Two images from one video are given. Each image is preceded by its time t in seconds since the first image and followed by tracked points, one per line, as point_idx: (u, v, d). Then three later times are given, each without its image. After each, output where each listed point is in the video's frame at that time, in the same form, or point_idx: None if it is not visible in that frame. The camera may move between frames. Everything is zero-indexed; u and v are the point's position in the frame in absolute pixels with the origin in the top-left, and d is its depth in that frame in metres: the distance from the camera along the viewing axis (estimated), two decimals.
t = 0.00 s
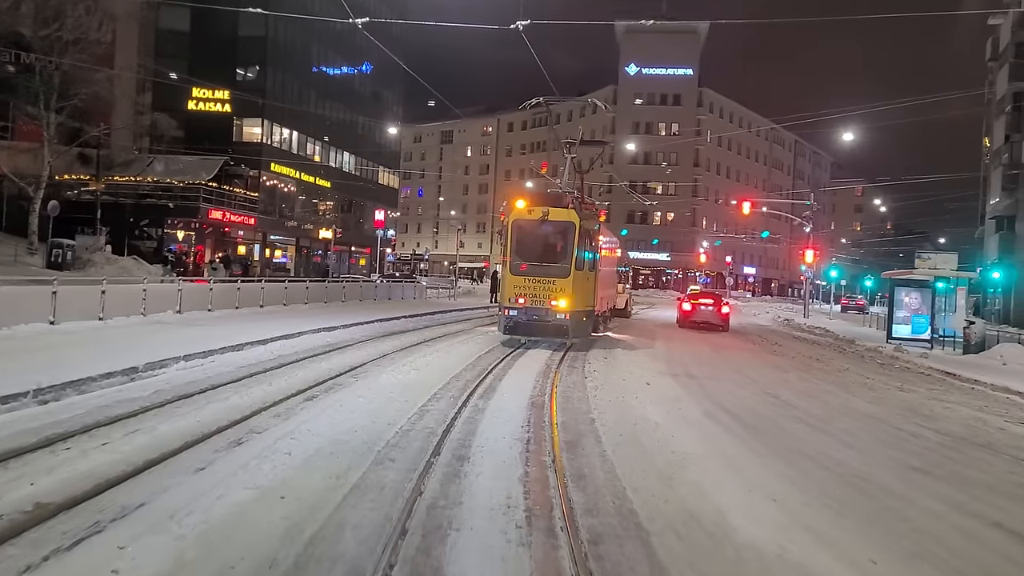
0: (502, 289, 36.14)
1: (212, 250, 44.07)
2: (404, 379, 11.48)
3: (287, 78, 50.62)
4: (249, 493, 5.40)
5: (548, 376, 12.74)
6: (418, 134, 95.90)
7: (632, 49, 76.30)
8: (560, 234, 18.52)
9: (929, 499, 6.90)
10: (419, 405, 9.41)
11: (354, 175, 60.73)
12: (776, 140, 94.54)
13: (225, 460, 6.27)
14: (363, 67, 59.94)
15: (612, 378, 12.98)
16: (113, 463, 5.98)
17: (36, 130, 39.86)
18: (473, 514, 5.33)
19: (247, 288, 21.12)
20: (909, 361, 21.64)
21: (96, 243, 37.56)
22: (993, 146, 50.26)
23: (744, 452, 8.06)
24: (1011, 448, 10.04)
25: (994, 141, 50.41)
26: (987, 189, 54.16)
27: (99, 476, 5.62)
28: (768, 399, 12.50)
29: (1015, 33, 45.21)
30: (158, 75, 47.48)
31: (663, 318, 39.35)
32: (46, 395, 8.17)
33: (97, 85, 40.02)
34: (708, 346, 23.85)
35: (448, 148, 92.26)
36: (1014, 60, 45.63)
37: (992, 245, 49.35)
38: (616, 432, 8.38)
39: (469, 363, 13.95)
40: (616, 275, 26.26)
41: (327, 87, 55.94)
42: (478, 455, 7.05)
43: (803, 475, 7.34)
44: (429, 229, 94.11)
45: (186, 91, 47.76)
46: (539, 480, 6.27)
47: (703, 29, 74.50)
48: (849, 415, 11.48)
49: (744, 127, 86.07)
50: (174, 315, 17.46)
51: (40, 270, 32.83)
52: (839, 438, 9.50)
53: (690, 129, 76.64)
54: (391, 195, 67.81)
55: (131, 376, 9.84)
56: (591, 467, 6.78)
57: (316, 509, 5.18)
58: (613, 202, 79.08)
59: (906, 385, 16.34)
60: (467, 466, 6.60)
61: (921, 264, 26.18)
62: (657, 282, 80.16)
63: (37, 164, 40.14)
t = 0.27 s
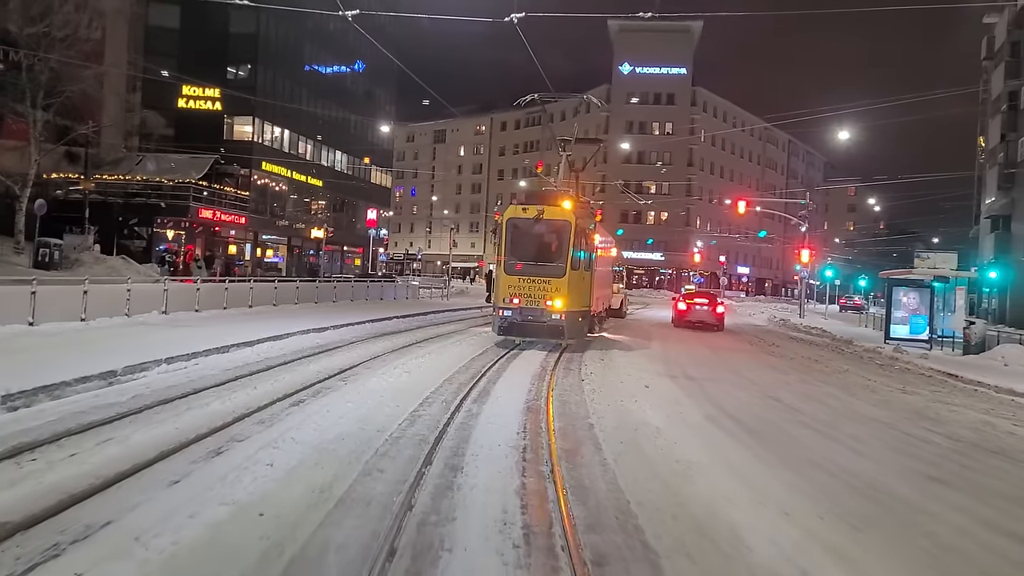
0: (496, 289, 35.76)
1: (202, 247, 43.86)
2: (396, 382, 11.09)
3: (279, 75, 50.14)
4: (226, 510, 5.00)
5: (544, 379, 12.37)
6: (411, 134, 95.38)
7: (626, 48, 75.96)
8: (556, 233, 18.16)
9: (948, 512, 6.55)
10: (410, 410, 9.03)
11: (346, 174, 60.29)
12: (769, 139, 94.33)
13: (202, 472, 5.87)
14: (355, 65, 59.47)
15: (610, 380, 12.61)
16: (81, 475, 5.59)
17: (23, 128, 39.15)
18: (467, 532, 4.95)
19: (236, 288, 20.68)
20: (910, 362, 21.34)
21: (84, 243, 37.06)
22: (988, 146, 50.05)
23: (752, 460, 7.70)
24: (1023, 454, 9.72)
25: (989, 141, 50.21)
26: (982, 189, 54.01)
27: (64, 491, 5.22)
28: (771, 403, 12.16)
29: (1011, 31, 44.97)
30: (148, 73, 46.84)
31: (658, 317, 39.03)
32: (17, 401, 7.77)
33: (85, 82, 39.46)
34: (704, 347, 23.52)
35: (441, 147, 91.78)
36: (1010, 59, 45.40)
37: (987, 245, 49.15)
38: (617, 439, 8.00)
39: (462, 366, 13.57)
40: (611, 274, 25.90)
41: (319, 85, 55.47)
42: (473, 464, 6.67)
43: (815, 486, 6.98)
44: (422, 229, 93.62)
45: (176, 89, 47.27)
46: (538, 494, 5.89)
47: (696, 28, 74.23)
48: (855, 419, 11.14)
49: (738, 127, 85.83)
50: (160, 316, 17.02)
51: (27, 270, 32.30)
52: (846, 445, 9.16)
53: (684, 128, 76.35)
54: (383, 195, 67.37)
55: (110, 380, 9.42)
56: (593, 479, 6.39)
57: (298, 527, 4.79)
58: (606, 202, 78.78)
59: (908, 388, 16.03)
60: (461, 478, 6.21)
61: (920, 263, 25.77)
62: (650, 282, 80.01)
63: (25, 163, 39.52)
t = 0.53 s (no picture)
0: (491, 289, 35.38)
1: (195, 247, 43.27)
2: (388, 386, 10.72)
3: (271, 73, 49.67)
4: (201, 528, 4.63)
5: (541, 382, 12.00)
6: (405, 133, 94.85)
7: (620, 47, 75.65)
8: (552, 232, 17.81)
9: (970, 525, 6.20)
10: (402, 415, 8.66)
11: (339, 173, 59.86)
12: (764, 139, 94.12)
13: (179, 485, 5.49)
14: (349, 64, 59.03)
15: (608, 383, 12.24)
16: (47, 491, 5.19)
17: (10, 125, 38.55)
18: (461, 553, 4.57)
19: (225, 288, 20.28)
20: (911, 363, 21.02)
21: (74, 242, 36.56)
22: (984, 145, 49.76)
23: (760, 468, 7.34)
24: None
25: (985, 140, 49.98)
26: (978, 188, 53.81)
27: (24, 509, 4.82)
28: (775, 407, 11.81)
29: (1007, 30, 44.77)
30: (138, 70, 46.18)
31: (654, 317, 38.70)
32: None
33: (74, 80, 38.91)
34: (702, 348, 23.20)
35: (435, 147, 91.33)
36: (1007, 58, 45.13)
37: (984, 245, 48.91)
38: (618, 447, 7.64)
39: (456, 368, 13.21)
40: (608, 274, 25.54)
41: (312, 84, 55.00)
42: (468, 475, 6.29)
43: (828, 495, 6.63)
44: (416, 229, 93.16)
45: (168, 87, 46.61)
46: (537, 509, 5.53)
47: (691, 27, 73.98)
48: (862, 424, 10.81)
49: (732, 126, 85.59)
50: (146, 317, 16.60)
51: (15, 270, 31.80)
52: (856, 451, 8.81)
53: (679, 128, 76.09)
54: (377, 194, 66.97)
55: (87, 385, 9.02)
56: (594, 491, 6.03)
57: (279, 551, 4.40)
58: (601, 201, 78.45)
59: (912, 390, 15.71)
60: (454, 492, 5.83)
61: (921, 263, 25.36)
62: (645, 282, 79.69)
63: (12, 161, 39.01)
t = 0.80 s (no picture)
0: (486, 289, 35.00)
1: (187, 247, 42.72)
2: (379, 389, 10.36)
3: (263, 71, 49.22)
4: (173, 550, 4.27)
5: (537, 384, 11.65)
6: (399, 132, 94.39)
7: (615, 46, 75.42)
8: (548, 231, 17.47)
9: (993, 536, 5.88)
10: (392, 420, 8.31)
11: (333, 172, 59.46)
12: (759, 139, 93.94)
13: (154, 499, 5.14)
14: (343, 63, 58.63)
15: (606, 386, 11.89)
16: (9, 506, 4.83)
17: None
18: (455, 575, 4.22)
19: (215, 288, 19.90)
20: (912, 364, 20.76)
21: (63, 241, 36.09)
22: (981, 145, 49.56)
23: (768, 477, 7.01)
24: None
25: (982, 140, 49.81)
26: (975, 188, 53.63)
27: None
28: (778, 410, 11.47)
29: (1004, 29, 44.63)
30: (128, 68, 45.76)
31: (650, 318, 38.38)
32: None
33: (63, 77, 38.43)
34: (700, 348, 22.89)
35: (429, 146, 90.87)
36: (1003, 57, 44.95)
37: (980, 245, 48.74)
38: (620, 453, 7.29)
39: (450, 369, 12.85)
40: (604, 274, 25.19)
41: (305, 82, 54.57)
42: (462, 487, 5.94)
43: (841, 506, 6.31)
44: (410, 228, 92.69)
45: (159, 85, 46.27)
46: (536, 522, 5.19)
47: (686, 26, 73.73)
48: (869, 428, 10.50)
49: (727, 126, 85.39)
50: (132, 317, 16.20)
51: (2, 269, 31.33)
52: (866, 457, 8.49)
53: (674, 127, 75.84)
54: (371, 193, 66.57)
55: (65, 390, 8.63)
56: (595, 504, 5.70)
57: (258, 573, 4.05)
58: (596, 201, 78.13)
59: (916, 392, 15.40)
60: (448, 505, 5.48)
61: (921, 263, 25.01)
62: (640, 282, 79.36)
63: None
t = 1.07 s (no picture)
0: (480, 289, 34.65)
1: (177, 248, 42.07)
2: (371, 392, 9.99)
3: (256, 70, 48.77)
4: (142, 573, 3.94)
5: (534, 388, 11.28)
6: (392, 132, 93.94)
7: (610, 45, 75.11)
8: (545, 230, 17.12)
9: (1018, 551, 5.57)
10: (384, 427, 7.95)
11: (326, 171, 59.07)
12: (753, 138, 93.70)
13: (127, 515, 4.81)
14: (336, 62, 58.22)
15: (605, 389, 11.54)
16: None
17: None
18: None
19: (204, 288, 19.52)
20: (912, 365, 20.49)
21: (53, 241, 35.64)
22: (977, 144, 49.38)
23: (778, 486, 6.68)
24: None
25: (978, 139, 49.63)
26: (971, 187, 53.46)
27: None
28: (780, 413, 11.16)
29: (1001, 28, 44.44)
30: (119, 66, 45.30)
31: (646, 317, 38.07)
32: None
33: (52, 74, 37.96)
34: (698, 349, 22.57)
35: (423, 145, 90.38)
36: (1000, 56, 44.74)
37: (977, 245, 48.52)
38: (622, 462, 6.95)
39: (445, 372, 12.50)
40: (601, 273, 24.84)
41: (298, 81, 54.15)
42: (457, 499, 5.61)
43: (857, 518, 5.99)
44: (404, 228, 92.25)
45: (150, 83, 45.82)
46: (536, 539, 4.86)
47: (681, 25, 73.48)
48: (876, 432, 10.19)
49: (722, 125, 85.15)
50: (118, 318, 15.83)
51: None
52: (876, 464, 8.18)
53: (669, 127, 75.58)
54: (364, 192, 66.19)
55: (42, 395, 8.28)
56: (599, 518, 5.37)
57: None
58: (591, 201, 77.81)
59: (919, 394, 15.12)
60: (441, 520, 5.15)
61: (921, 263, 24.64)
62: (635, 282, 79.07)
63: None
